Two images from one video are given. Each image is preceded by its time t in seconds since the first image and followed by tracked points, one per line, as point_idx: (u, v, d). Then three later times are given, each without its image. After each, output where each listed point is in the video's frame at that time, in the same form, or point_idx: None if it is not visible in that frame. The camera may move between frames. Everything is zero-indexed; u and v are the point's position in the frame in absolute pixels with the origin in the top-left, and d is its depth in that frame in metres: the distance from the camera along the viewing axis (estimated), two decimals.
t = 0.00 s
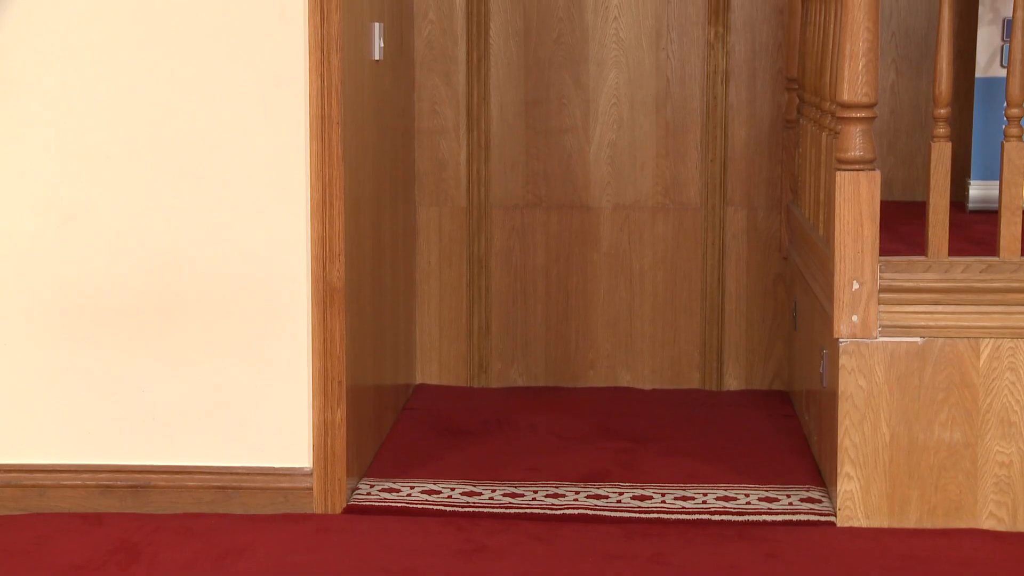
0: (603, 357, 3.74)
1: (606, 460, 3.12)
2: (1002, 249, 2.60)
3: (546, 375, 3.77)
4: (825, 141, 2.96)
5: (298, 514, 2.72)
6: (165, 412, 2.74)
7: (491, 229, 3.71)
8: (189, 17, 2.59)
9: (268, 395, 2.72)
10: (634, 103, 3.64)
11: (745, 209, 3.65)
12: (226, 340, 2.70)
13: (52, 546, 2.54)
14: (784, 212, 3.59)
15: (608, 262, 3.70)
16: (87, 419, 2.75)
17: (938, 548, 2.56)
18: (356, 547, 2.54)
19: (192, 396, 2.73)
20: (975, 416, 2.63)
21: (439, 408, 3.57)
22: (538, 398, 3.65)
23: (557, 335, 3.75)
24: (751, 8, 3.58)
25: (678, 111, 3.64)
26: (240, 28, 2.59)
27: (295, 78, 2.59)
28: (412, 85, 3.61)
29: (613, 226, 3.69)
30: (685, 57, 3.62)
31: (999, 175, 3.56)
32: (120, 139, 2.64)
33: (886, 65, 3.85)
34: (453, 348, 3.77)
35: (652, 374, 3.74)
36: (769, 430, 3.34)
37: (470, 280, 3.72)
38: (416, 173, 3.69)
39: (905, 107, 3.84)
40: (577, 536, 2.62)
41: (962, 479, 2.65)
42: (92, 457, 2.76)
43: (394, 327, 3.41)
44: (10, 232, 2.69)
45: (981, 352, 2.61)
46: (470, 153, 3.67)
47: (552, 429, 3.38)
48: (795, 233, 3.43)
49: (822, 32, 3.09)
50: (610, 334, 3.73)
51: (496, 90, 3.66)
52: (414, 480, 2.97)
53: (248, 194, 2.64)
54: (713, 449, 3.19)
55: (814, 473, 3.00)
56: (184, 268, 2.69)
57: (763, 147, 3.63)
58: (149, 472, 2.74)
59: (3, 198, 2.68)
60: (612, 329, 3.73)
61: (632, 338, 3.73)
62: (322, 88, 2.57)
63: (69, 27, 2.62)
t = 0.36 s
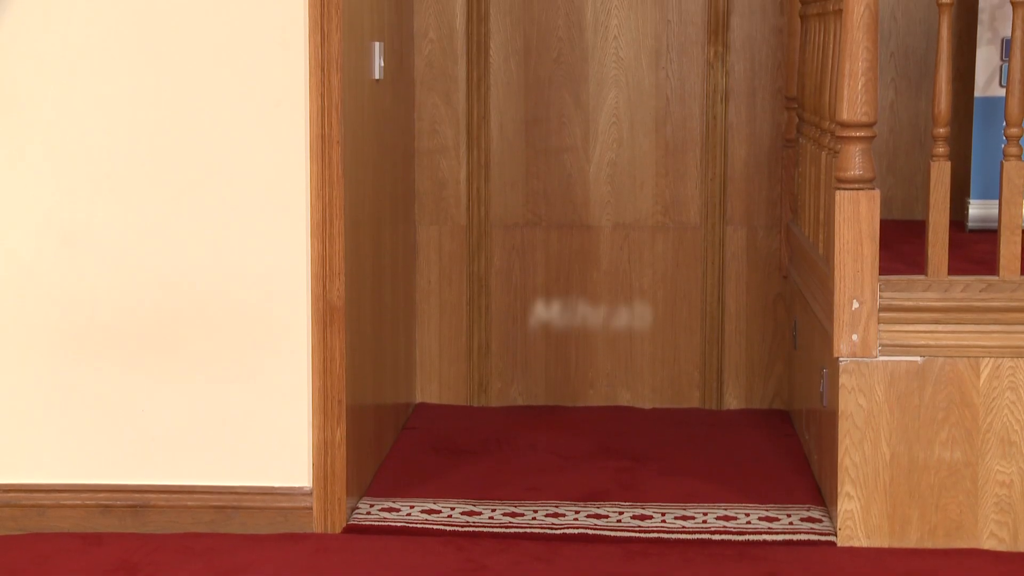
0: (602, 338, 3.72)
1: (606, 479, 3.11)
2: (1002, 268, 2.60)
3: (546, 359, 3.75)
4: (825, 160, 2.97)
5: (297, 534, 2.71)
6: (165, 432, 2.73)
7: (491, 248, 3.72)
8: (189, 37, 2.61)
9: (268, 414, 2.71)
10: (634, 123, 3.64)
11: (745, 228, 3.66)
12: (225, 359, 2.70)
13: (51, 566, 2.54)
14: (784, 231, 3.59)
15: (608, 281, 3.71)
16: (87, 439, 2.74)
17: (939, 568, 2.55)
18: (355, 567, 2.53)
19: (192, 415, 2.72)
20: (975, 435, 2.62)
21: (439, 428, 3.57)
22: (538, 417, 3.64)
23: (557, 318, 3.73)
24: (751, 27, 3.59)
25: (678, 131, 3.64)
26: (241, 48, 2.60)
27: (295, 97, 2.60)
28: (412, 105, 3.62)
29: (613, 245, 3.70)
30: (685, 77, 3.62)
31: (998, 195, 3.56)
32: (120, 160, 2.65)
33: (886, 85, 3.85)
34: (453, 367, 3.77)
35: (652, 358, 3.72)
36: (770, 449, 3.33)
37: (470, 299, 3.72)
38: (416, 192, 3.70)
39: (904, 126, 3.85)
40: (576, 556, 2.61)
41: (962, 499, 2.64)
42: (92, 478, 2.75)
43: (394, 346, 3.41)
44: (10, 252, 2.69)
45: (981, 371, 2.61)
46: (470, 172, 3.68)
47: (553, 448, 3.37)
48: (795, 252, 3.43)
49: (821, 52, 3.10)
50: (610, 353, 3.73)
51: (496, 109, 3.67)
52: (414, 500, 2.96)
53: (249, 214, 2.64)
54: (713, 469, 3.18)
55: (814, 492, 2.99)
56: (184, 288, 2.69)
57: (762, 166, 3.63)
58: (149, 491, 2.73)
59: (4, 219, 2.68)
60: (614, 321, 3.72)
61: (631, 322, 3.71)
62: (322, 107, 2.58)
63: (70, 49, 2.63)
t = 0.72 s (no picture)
0: (602, 322, 3.71)
1: (606, 503, 3.10)
2: (1002, 292, 2.60)
3: (545, 342, 3.73)
4: (824, 184, 2.97)
5: (296, 558, 2.70)
6: (164, 457, 2.73)
7: (490, 272, 3.72)
8: (190, 61, 2.62)
9: (267, 439, 2.71)
10: (634, 146, 3.65)
11: (745, 252, 3.66)
12: (225, 384, 2.70)
13: None
14: (784, 256, 3.60)
15: (608, 306, 3.71)
16: (86, 464, 2.74)
17: None
18: None
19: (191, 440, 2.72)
20: (976, 460, 2.61)
21: (439, 452, 3.56)
22: (538, 442, 3.64)
23: (557, 306, 3.72)
24: (750, 51, 3.60)
25: (678, 155, 3.65)
26: (241, 72, 2.61)
27: (295, 121, 2.61)
28: (412, 129, 3.63)
29: (613, 269, 3.70)
30: (685, 101, 3.64)
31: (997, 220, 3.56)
32: (122, 185, 2.66)
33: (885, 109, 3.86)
34: (453, 391, 3.76)
35: (652, 343, 3.70)
36: (770, 473, 3.32)
37: (470, 323, 3.73)
38: (416, 216, 3.70)
39: (904, 150, 3.86)
40: None
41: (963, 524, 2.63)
42: (91, 503, 2.74)
43: (394, 370, 3.41)
44: (11, 277, 2.70)
45: (981, 396, 2.60)
46: (470, 196, 3.69)
47: (553, 473, 3.36)
48: (795, 276, 3.42)
49: (820, 76, 3.11)
50: (610, 377, 3.73)
51: (496, 133, 3.68)
52: (413, 524, 2.95)
53: (249, 237, 2.65)
54: (714, 493, 3.17)
55: (815, 517, 2.98)
56: (184, 312, 2.69)
57: (762, 190, 3.64)
58: (148, 516, 2.72)
59: (5, 243, 2.69)
60: (614, 319, 3.71)
61: (629, 313, 3.70)
62: (322, 131, 2.59)
63: (71, 74, 2.64)
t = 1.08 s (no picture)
0: (602, 320, 3.70)
1: (607, 528, 3.08)
2: (1002, 316, 2.60)
3: (545, 340, 3.72)
4: (824, 209, 2.98)
5: None
6: (164, 481, 2.72)
7: (490, 296, 3.72)
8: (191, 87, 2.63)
9: (267, 463, 2.70)
10: (634, 171, 3.66)
11: (744, 277, 3.66)
12: (225, 407, 2.70)
13: None
14: (783, 280, 3.60)
15: (608, 330, 3.70)
16: (85, 489, 2.73)
17: None
18: None
19: (191, 465, 2.71)
20: (976, 485, 2.61)
21: (439, 476, 3.55)
22: (538, 466, 3.63)
23: (558, 306, 3.71)
24: (749, 76, 3.62)
25: (677, 179, 3.66)
26: (241, 97, 2.62)
27: (296, 145, 2.62)
28: (412, 154, 3.64)
29: (613, 293, 3.70)
30: (684, 126, 3.65)
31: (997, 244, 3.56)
32: (122, 210, 2.67)
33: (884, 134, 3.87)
34: (453, 416, 3.76)
35: (652, 341, 3.70)
36: (771, 498, 3.31)
37: (470, 347, 3.73)
38: (416, 241, 3.71)
39: (903, 175, 3.87)
40: None
41: (964, 549, 2.62)
42: (91, 528, 2.74)
43: (394, 394, 3.41)
44: (11, 301, 2.70)
45: (981, 421, 2.60)
46: (470, 221, 3.69)
47: (553, 497, 3.35)
48: (795, 301, 3.42)
49: (819, 101, 3.12)
50: (611, 402, 3.72)
51: (497, 158, 3.69)
52: (412, 548, 2.94)
53: (249, 262, 2.65)
54: (715, 518, 3.15)
55: (816, 541, 2.97)
56: (183, 336, 2.69)
57: (762, 215, 3.65)
58: (148, 541, 2.71)
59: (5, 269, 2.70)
60: (614, 335, 3.70)
61: (628, 313, 3.69)
62: (322, 156, 2.60)
63: (72, 99, 2.65)
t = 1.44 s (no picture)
0: (601, 320, 3.70)
1: (606, 552, 3.07)
2: (1002, 341, 2.60)
3: (545, 340, 3.72)
4: (824, 233, 2.98)
5: None
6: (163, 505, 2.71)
7: (490, 321, 3.72)
8: (192, 111, 2.64)
9: (266, 487, 2.69)
10: (634, 196, 3.67)
11: (744, 301, 3.67)
12: (224, 430, 2.69)
13: None
14: (783, 304, 3.60)
15: (608, 355, 3.70)
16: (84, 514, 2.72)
17: None
18: None
19: (190, 488, 2.71)
20: (977, 510, 2.60)
21: (439, 501, 3.54)
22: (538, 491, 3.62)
23: (558, 306, 3.70)
24: (749, 102, 3.63)
25: (677, 205, 3.67)
26: (241, 118, 2.63)
27: (296, 169, 2.63)
28: (412, 179, 3.65)
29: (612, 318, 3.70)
30: (684, 151, 3.66)
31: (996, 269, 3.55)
32: (124, 234, 2.67)
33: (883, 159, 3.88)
34: (453, 441, 3.75)
35: (652, 342, 3.69)
36: (771, 523, 3.30)
37: (470, 372, 3.72)
38: (416, 265, 3.72)
39: (903, 200, 3.87)
40: None
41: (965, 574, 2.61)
42: (90, 553, 2.73)
43: (393, 419, 3.40)
44: (12, 326, 2.70)
45: (982, 446, 2.59)
46: (470, 246, 3.70)
47: (552, 522, 3.33)
48: (795, 325, 3.42)
49: (819, 125, 3.14)
50: (610, 426, 3.72)
51: (497, 182, 3.70)
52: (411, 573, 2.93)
53: (250, 287, 2.66)
54: (715, 542, 3.14)
55: (816, 566, 2.96)
56: (184, 361, 2.69)
57: (762, 239, 3.65)
58: (147, 566, 2.71)
59: (7, 293, 2.70)
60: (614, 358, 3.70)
61: (628, 313, 3.69)
62: (323, 180, 2.61)
63: (74, 124, 2.66)
